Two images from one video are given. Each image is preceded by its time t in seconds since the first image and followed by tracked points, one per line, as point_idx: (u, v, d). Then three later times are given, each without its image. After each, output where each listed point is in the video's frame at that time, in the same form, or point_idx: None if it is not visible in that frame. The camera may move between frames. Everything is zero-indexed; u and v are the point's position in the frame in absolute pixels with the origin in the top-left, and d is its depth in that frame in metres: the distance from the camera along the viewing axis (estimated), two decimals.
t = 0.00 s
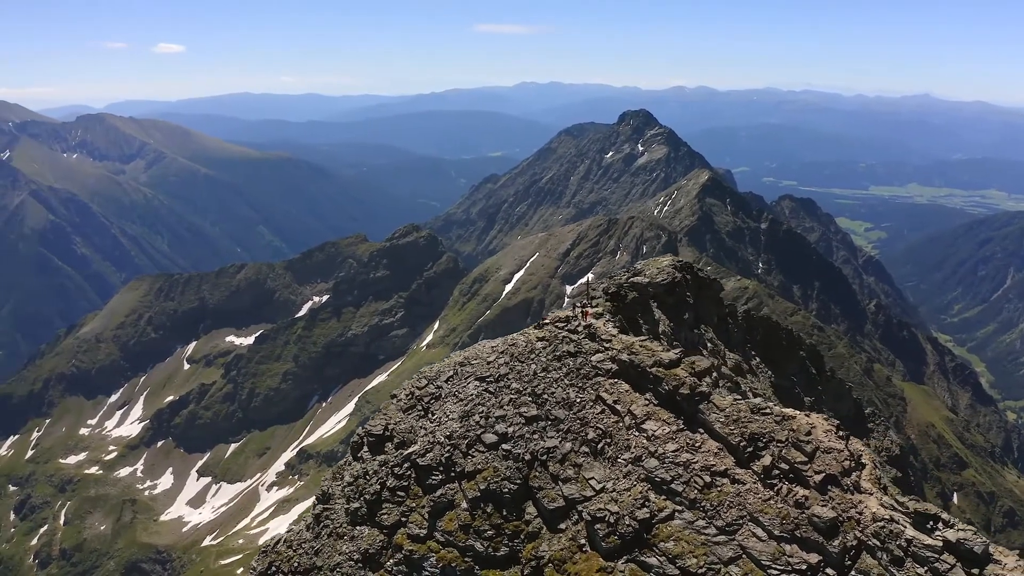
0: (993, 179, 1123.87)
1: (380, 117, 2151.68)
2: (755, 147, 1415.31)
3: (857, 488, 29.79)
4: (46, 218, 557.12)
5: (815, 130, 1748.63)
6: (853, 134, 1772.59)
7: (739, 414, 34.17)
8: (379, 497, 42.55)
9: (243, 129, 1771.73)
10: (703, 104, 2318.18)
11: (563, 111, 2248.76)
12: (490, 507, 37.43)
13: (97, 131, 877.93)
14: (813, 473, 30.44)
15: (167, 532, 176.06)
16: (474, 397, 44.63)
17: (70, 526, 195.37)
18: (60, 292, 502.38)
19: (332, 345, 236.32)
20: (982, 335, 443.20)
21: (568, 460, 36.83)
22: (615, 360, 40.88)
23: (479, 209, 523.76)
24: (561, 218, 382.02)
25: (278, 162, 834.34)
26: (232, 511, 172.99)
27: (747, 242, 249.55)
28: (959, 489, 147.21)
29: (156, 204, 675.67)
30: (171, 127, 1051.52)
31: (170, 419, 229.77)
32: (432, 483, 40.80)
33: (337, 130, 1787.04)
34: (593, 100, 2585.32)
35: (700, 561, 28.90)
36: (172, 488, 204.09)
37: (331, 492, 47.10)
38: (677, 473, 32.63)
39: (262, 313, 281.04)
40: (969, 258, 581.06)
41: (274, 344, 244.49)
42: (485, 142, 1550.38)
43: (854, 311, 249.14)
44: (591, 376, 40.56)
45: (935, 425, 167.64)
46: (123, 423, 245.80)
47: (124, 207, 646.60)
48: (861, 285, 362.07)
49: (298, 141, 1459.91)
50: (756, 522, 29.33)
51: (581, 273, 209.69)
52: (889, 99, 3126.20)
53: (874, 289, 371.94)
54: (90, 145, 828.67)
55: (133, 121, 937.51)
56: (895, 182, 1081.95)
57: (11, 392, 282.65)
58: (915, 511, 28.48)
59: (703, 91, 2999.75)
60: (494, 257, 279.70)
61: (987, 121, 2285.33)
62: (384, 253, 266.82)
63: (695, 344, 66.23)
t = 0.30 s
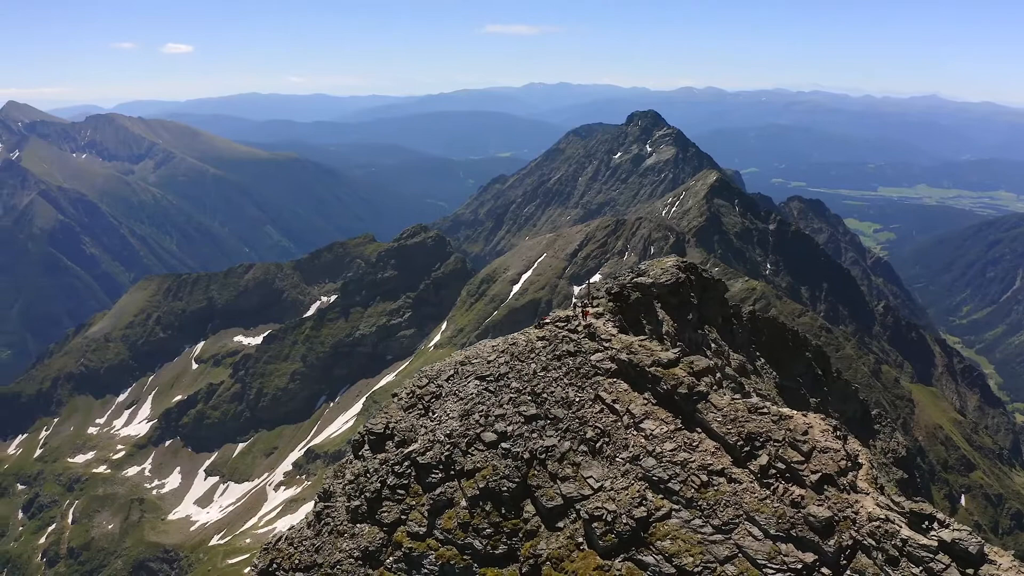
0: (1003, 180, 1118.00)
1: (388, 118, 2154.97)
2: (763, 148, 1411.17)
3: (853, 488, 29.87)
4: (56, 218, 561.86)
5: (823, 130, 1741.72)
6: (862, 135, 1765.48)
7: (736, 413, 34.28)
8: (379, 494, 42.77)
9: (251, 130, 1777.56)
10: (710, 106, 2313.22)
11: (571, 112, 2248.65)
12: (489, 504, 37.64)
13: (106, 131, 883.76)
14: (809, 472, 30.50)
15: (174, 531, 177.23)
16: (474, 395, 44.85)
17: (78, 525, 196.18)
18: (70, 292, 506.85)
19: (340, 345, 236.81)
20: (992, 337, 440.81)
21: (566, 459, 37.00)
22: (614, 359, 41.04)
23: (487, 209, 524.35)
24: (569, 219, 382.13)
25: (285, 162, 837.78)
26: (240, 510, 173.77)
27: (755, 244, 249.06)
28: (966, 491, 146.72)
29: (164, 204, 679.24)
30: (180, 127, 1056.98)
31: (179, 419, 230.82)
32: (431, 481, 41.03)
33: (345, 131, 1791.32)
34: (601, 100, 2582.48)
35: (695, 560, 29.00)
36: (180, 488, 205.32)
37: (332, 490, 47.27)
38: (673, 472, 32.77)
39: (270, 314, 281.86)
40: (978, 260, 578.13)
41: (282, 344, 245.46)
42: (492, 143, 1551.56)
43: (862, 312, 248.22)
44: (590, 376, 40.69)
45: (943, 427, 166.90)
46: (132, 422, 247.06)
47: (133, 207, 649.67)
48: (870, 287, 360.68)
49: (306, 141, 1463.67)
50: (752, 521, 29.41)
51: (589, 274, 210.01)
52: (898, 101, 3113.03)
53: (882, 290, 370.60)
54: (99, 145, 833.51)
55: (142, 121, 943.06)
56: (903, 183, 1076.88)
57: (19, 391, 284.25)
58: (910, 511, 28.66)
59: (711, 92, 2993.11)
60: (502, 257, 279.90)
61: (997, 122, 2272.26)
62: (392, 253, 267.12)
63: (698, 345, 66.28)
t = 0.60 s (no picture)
0: (1014, 182, 1110.30)
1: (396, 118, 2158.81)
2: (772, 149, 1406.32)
3: (849, 488, 29.97)
4: (66, 218, 565.85)
5: (833, 132, 1733.71)
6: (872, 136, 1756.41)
7: (733, 413, 34.43)
8: (380, 492, 43.06)
9: (260, 130, 1783.53)
10: (720, 107, 2306.51)
11: (579, 113, 2247.84)
12: (488, 502, 37.91)
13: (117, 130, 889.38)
14: (805, 472, 30.60)
15: (183, 530, 178.28)
16: (474, 395, 45.09)
17: (87, 524, 197.36)
18: (80, 292, 511.13)
19: (349, 345, 237.20)
20: (1002, 339, 437.79)
21: (565, 458, 37.15)
22: (613, 359, 41.18)
23: (496, 210, 524.50)
24: (579, 220, 382.00)
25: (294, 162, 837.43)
26: (248, 509, 174.64)
27: (764, 244, 248.57)
28: (975, 493, 145.82)
29: (173, 203, 682.88)
30: (190, 127, 1062.58)
31: (188, 418, 231.99)
32: (431, 480, 41.31)
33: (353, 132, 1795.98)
34: (610, 101, 2579.07)
35: (691, 558, 29.13)
36: (189, 487, 206.51)
37: (333, 488, 47.60)
38: (671, 472, 32.82)
39: (279, 314, 282.92)
40: (988, 262, 574.33)
41: (291, 344, 246.76)
42: (500, 143, 1550.98)
43: (872, 314, 246.99)
44: (590, 375, 40.88)
45: (952, 429, 166.08)
46: (141, 421, 248.44)
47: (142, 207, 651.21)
48: (879, 289, 358.55)
49: (315, 141, 1467.69)
50: (748, 520, 29.51)
51: (598, 274, 210.94)
52: (907, 102, 3095.71)
53: (892, 292, 368.79)
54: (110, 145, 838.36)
55: (151, 121, 948.62)
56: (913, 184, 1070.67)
57: (29, 390, 286.07)
58: (905, 511, 28.76)
59: (720, 92, 2984.13)
60: (510, 258, 280.26)
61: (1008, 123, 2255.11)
62: (401, 254, 266.33)
63: (703, 346, 66.08)
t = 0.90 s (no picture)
0: None
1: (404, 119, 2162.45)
2: (780, 150, 1401.53)
3: (845, 487, 29.99)
4: (75, 217, 569.14)
5: (841, 133, 1727.20)
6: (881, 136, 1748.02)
7: (731, 412, 34.53)
8: (380, 490, 43.36)
9: (268, 130, 1789.32)
10: (728, 108, 2300.31)
11: (587, 114, 2245.84)
12: (487, 500, 38.06)
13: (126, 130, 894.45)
14: (801, 471, 30.72)
15: (191, 529, 178.98)
16: (474, 393, 45.30)
17: (95, 523, 198.30)
18: (89, 292, 514.50)
19: (357, 345, 238.11)
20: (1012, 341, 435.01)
21: (563, 456, 37.29)
22: (612, 358, 41.29)
23: (504, 210, 524.78)
24: (587, 220, 382.03)
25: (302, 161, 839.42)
26: (256, 508, 175.06)
27: (772, 245, 248.10)
28: (983, 495, 145.32)
29: (182, 203, 686.11)
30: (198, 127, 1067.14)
31: (196, 418, 232.90)
32: (431, 477, 41.53)
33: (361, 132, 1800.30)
34: (619, 102, 2575.12)
35: (688, 557, 29.18)
36: (197, 486, 207.39)
37: (334, 485, 47.83)
38: (669, 471, 32.92)
39: (287, 314, 283.87)
40: (998, 263, 570.88)
41: (299, 344, 247.89)
42: (508, 143, 1550.58)
43: (881, 315, 246.21)
44: (589, 374, 40.99)
45: (960, 431, 165.45)
46: (149, 420, 249.60)
47: (151, 206, 653.94)
48: (889, 290, 356.80)
49: (323, 141, 1471.62)
50: (744, 519, 29.59)
51: (606, 275, 211.82)
52: (916, 103, 3079.15)
53: (901, 293, 367.31)
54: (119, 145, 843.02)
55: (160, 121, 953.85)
56: (923, 185, 1065.16)
57: (38, 389, 287.96)
58: (902, 510, 28.73)
59: (728, 93, 2975.37)
60: (518, 258, 280.66)
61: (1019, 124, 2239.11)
62: (409, 254, 266.54)
63: (707, 346, 66.07)
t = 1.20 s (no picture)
0: None
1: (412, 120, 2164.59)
2: (790, 151, 1394.75)
3: (841, 486, 30.05)
4: (86, 217, 573.44)
5: (851, 134, 1717.14)
6: (890, 137, 1740.18)
7: (729, 411, 34.70)
8: (380, 488, 43.64)
9: (278, 131, 1795.33)
10: (737, 109, 2291.36)
11: (596, 115, 2241.23)
12: (486, 498, 38.29)
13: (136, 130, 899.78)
14: (796, 470, 30.85)
15: (200, 529, 179.87)
16: (474, 392, 45.55)
17: (104, 522, 199.50)
18: (100, 292, 517.99)
19: (366, 345, 238.91)
20: None
21: (562, 454, 37.48)
22: (611, 358, 41.45)
23: (514, 211, 524.59)
24: (596, 221, 381.96)
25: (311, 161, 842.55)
26: (265, 508, 175.66)
27: (782, 247, 247.36)
28: (992, 498, 144.48)
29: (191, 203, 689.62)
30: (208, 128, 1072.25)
31: (205, 417, 234.09)
32: (431, 476, 41.76)
33: (370, 133, 1804.08)
34: (628, 103, 2570.25)
35: (684, 555, 29.32)
36: (206, 485, 208.47)
37: (336, 483, 48.07)
38: (665, 469, 33.08)
39: (296, 314, 284.96)
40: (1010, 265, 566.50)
41: (309, 344, 249.35)
42: (516, 144, 1549.74)
43: (891, 317, 244.80)
44: (589, 373, 41.17)
45: (969, 433, 164.45)
46: (158, 420, 251.03)
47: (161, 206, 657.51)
48: (899, 292, 355.19)
49: (331, 142, 1475.04)
50: (740, 517, 29.73)
51: (615, 277, 212.98)
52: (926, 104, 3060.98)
53: (911, 295, 365.02)
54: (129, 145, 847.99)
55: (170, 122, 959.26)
56: (933, 187, 1057.61)
57: (48, 388, 290.02)
58: (896, 510, 28.80)
59: (738, 94, 2967.27)
60: (527, 259, 280.93)
61: None
62: (418, 255, 266.90)
63: (712, 346, 66.08)
